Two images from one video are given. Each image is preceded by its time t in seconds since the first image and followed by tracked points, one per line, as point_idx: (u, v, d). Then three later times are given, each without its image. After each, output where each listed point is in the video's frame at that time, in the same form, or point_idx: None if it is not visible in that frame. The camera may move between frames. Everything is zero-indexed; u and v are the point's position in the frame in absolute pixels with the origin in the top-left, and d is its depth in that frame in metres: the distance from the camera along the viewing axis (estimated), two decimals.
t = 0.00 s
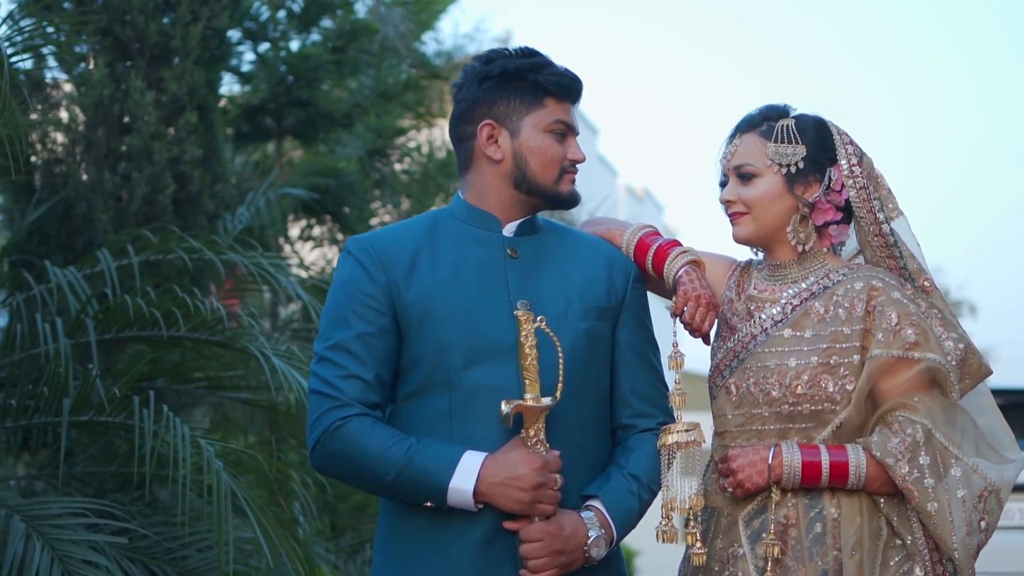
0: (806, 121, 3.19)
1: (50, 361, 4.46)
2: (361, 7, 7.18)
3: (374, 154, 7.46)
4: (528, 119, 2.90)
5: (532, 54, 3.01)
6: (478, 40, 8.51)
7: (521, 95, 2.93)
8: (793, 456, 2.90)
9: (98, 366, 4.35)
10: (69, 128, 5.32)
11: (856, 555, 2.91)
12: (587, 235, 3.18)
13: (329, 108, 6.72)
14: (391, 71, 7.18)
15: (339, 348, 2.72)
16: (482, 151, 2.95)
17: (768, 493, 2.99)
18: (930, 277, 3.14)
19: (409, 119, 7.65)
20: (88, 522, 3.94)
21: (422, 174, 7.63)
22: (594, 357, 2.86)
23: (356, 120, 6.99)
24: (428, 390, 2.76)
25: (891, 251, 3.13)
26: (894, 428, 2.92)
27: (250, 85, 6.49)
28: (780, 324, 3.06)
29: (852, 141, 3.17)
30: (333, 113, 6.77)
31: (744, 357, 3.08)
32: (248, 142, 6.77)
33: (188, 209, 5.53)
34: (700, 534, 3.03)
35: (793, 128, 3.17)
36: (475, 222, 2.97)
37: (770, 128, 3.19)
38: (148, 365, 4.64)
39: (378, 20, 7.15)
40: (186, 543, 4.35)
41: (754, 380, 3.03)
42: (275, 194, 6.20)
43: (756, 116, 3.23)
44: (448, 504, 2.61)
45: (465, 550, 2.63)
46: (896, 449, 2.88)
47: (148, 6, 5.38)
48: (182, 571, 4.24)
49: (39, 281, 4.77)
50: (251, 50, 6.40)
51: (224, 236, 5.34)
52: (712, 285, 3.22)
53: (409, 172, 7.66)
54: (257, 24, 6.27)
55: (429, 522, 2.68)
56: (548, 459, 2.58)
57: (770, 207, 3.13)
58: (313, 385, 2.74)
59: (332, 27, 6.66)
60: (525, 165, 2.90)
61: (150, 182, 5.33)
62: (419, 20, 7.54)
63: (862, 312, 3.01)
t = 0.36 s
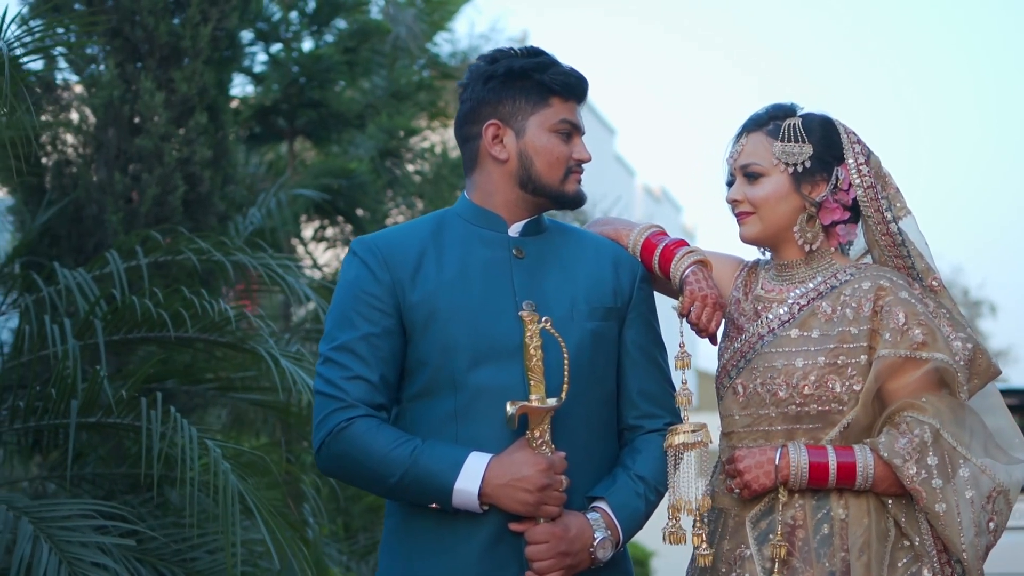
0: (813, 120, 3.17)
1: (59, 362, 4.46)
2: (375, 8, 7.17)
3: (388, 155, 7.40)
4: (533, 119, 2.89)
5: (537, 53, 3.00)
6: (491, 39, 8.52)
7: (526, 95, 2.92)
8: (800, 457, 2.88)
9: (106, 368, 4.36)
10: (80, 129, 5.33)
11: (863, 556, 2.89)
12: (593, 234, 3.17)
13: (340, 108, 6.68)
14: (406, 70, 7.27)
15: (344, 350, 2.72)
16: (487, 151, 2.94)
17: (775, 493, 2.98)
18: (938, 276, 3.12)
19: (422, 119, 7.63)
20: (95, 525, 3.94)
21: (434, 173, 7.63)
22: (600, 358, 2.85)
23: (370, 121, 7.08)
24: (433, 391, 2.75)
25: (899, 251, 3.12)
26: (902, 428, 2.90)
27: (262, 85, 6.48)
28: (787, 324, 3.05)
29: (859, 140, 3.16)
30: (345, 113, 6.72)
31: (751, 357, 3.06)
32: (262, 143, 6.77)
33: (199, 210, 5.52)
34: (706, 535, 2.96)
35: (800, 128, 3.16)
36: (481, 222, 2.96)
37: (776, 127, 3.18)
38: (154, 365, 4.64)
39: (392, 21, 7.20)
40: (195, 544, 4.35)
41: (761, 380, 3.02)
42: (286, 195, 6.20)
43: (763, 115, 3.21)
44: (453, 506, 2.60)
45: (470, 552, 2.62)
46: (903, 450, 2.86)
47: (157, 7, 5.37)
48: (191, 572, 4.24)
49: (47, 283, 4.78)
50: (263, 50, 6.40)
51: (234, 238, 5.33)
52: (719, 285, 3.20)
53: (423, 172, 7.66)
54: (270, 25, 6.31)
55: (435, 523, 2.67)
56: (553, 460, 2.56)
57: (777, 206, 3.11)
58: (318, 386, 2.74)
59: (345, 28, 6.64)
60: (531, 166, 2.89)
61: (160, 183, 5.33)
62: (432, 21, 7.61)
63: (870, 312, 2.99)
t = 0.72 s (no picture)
0: (819, 118, 3.16)
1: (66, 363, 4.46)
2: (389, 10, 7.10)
3: (399, 155, 7.32)
4: (537, 118, 2.88)
5: (541, 52, 2.99)
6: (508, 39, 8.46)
7: (530, 93, 2.91)
8: (806, 456, 2.87)
9: (113, 368, 4.36)
10: (90, 129, 5.34)
11: (869, 557, 2.88)
12: (598, 233, 3.16)
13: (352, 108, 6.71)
14: (416, 69, 7.17)
15: (348, 350, 2.72)
16: (491, 150, 2.93)
17: (780, 493, 2.97)
18: (945, 275, 3.11)
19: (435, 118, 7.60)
20: (101, 525, 3.94)
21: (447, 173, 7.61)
22: (604, 358, 2.84)
23: (381, 120, 7.07)
24: (437, 391, 2.75)
25: (905, 249, 3.10)
26: (908, 428, 2.88)
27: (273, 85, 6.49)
28: (793, 323, 3.04)
29: (865, 139, 3.14)
30: (357, 113, 6.75)
31: (756, 356, 3.05)
32: (274, 143, 6.79)
33: (208, 210, 5.52)
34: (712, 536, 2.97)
35: (806, 126, 3.14)
36: (485, 222, 2.96)
37: (782, 126, 3.16)
38: (161, 365, 4.65)
39: (402, 18, 7.05)
40: (204, 544, 4.35)
41: (766, 380, 3.01)
42: (296, 195, 6.18)
43: (768, 114, 3.20)
44: (456, 506, 2.60)
45: (473, 552, 2.62)
46: (909, 450, 2.85)
47: (166, 7, 5.38)
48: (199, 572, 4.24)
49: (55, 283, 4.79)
50: (275, 50, 6.47)
51: (244, 238, 5.33)
52: (725, 284, 3.19)
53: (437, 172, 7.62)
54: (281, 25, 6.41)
55: (439, 524, 2.66)
56: (557, 460, 2.56)
57: (782, 205, 3.10)
58: (321, 386, 2.74)
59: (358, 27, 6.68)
60: (534, 164, 2.88)
61: (169, 183, 5.33)
62: (443, 20, 7.51)
63: (876, 311, 2.98)
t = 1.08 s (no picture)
0: (825, 119, 3.14)
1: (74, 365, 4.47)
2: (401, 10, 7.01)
3: (411, 157, 7.23)
4: (542, 119, 2.88)
5: (546, 53, 2.99)
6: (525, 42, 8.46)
7: (534, 95, 2.90)
8: (811, 459, 2.85)
9: (120, 370, 4.35)
10: (100, 132, 5.35)
11: (875, 560, 2.86)
12: (604, 235, 3.15)
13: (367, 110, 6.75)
14: (430, 70, 7.18)
15: (352, 352, 2.71)
16: (496, 152, 2.93)
17: (786, 496, 2.95)
18: (952, 276, 3.09)
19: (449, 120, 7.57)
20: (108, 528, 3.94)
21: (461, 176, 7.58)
22: (609, 360, 2.83)
23: (393, 122, 7.06)
24: (442, 394, 2.74)
25: (912, 251, 3.08)
26: (915, 430, 2.87)
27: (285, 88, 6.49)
28: (799, 325, 3.02)
29: (872, 140, 3.13)
30: (370, 115, 6.81)
31: (762, 359, 3.04)
32: (287, 145, 6.80)
33: (219, 212, 5.52)
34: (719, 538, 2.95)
35: (812, 127, 3.13)
36: (490, 224, 2.95)
37: (788, 127, 3.15)
38: (168, 367, 4.64)
39: (416, 20, 6.96)
40: (211, 546, 4.35)
41: (772, 382, 2.99)
42: (307, 198, 6.17)
43: (775, 115, 3.19)
44: (460, 509, 2.59)
45: (478, 555, 2.61)
46: (916, 453, 2.83)
47: (176, 10, 5.38)
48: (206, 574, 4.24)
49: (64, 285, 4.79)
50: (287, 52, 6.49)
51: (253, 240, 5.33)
52: (731, 286, 3.17)
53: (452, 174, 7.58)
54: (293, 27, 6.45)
55: (443, 526, 2.66)
56: (561, 463, 2.55)
57: (788, 206, 3.08)
58: (326, 389, 2.73)
59: (372, 28, 6.72)
60: (539, 166, 2.87)
61: (179, 185, 5.32)
62: (456, 21, 7.50)
63: (882, 313, 2.97)
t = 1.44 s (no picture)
0: (826, 119, 3.13)
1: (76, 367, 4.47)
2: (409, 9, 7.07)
3: (418, 158, 7.18)
4: (542, 120, 2.87)
5: (546, 54, 2.97)
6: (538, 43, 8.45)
7: (534, 95, 2.89)
8: (811, 461, 2.84)
9: (122, 371, 4.35)
10: (105, 133, 5.34)
11: (875, 562, 2.85)
12: (605, 236, 3.14)
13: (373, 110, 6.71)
14: (438, 72, 7.12)
15: (351, 354, 2.71)
16: (495, 152, 2.92)
17: (786, 498, 2.94)
18: (954, 277, 3.08)
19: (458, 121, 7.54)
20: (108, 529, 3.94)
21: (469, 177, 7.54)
22: (609, 361, 2.82)
23: (400, 122, 6.97)
24: (441, 395, 2.74)
25: (914, 252, 3.07)
26: (916, 432, 2.85)
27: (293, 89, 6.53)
28: (799, 326, 3.01)
29: (873, 140, 3.11)
30: (376, 116, 6.75)
31: (763, 360, 3.03)
32: (295, 146, 6.79)
33: (223, 213, 5.51)
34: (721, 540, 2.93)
35: (812, 127, 3.12)
36: (490, 225, 2.94)
37: (789, 128, 3.14)
38: (170, 368, 4.64)
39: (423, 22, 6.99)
40: (214, 548, 4.34)
41: (773, 384, 2.98)
42: (313, 199, 6.15)
43: (775, 115, 3.18)
44: (458, 511, 2.58)
45: (477, 557, 2.60)
46: (916, 454, 2.81)
47: (180, 11, 5.37)
48: None
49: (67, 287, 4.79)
50: (294, 53, 6.47)
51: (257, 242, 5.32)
52: (732, 287, 3.16)
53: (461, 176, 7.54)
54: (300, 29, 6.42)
55: (442, 528, 2.65)
56: (559, 465, 2.53)
57: (789, 207, 3.07)
58: (325, 390, 2.73)
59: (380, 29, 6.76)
60: (539, 166, 2.86)
61: (183, 187, 5.31)
62: (464, 22, 7.42)
63: (883, 314, 2.95)
